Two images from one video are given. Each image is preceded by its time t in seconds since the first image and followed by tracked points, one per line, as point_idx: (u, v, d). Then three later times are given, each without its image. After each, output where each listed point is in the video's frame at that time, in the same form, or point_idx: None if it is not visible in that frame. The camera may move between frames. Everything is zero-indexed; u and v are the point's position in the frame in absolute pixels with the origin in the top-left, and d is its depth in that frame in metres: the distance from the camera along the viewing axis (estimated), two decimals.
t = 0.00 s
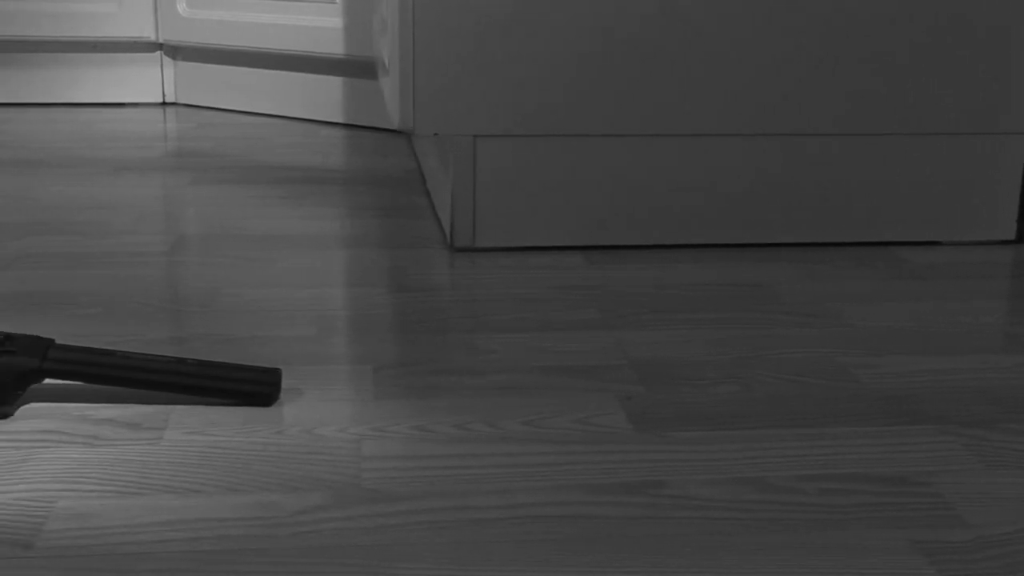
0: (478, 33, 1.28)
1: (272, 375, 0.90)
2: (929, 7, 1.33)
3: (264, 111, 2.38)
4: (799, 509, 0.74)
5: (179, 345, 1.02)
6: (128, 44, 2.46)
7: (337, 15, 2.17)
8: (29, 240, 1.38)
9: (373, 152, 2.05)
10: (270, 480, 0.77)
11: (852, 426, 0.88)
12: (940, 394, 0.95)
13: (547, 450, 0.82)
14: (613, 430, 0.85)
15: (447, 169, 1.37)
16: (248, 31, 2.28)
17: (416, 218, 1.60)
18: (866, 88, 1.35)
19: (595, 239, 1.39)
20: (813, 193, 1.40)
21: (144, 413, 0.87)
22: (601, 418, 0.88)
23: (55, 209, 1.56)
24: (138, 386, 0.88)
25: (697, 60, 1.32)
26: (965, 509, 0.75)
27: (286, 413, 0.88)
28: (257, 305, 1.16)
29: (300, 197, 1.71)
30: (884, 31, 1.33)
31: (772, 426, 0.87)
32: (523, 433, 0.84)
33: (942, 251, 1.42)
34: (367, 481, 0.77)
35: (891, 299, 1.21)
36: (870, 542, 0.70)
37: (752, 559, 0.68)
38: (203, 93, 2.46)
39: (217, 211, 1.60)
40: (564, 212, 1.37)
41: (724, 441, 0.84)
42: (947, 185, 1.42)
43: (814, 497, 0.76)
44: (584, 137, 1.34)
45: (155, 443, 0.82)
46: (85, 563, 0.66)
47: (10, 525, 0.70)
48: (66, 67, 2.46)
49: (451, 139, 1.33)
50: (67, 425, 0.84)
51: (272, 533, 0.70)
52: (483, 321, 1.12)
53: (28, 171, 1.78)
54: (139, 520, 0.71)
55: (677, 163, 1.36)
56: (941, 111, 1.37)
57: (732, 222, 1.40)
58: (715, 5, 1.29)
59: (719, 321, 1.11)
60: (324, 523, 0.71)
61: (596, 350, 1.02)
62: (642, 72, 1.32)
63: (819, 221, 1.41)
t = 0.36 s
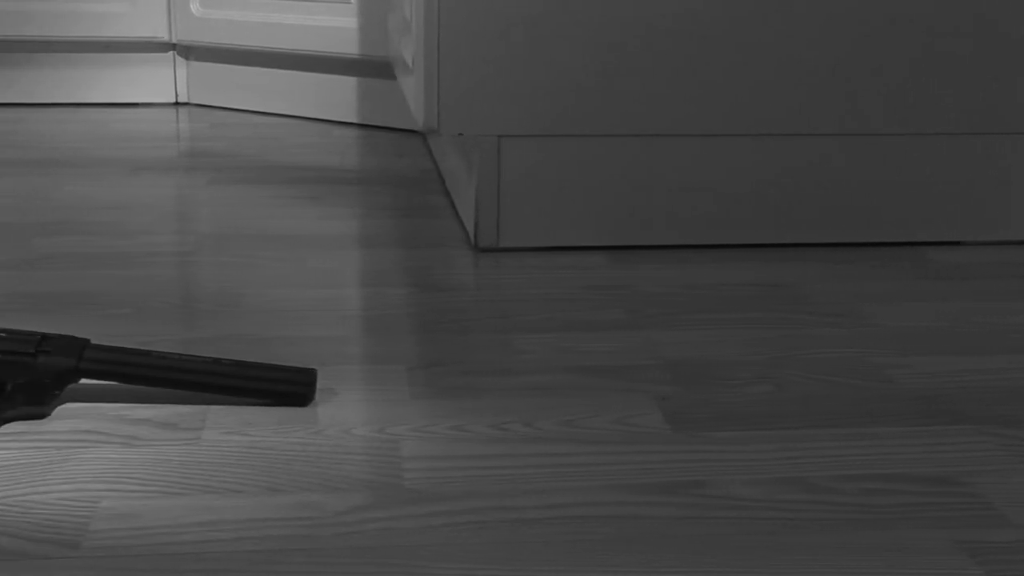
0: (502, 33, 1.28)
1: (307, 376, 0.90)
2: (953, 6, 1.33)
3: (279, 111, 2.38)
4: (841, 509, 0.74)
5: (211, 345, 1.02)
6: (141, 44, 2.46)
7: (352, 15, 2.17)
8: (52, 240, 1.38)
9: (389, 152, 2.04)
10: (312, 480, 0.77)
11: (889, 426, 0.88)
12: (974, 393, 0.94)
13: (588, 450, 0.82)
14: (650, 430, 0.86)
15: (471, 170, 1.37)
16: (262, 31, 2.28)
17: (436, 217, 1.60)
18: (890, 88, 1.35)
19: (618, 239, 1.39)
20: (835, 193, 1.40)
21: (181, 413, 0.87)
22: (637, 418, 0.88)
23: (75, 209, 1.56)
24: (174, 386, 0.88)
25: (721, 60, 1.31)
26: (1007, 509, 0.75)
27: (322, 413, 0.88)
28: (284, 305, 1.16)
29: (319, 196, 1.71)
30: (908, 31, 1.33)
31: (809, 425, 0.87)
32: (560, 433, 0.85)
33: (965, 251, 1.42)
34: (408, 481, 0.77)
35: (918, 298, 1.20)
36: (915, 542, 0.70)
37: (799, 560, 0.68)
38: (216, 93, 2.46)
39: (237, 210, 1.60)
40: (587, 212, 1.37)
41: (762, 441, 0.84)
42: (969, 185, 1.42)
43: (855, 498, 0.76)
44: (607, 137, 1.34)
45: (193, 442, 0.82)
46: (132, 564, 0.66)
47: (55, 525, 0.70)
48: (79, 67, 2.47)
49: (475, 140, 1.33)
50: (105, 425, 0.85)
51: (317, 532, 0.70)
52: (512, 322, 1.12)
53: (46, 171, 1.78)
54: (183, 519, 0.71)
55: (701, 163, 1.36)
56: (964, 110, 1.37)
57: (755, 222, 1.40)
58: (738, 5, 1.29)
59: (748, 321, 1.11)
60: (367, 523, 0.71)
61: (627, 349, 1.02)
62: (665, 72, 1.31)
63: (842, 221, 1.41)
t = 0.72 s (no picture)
0: (528, 33, 1.28)
1: (343, 375, 0.90)
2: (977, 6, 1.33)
3: (295, 111, 2.38)
4: (885, 509, 0.74)
5: (243, 345, 1.02)
6: (154, 44, 2.47)
7: (367, 15, 2.17)
8: (74, 240, 1.37)
9: (405, 151, 2.04)
10: (354, 480, 0.77)
11: (925, 425, 0.88)
12: (1008, 393, 0.94)
13: (629, 450, 0.82)
14: (687, 429, 0.86)
15: (495, 170, 1.37)
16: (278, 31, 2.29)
17: (456, 217, 1.60)
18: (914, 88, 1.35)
19: (642, 239, 1.39)
20: (858, 193, 1.40)
21: (218, 413, 0.87)
22: (674, 418, 0.88)
23: (95, 208, 1.56)
24: (211, 386, 0.88)
25: (745, 60, 1.32)
26: None
27: (359, 413, 0.88)
28: (311, 305, 1.16)
29: (337, 195, 1.71)
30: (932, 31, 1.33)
31: (846, 425, 0.87)
32: (599, 433, 0.85)
33: (987, 251, 1.42)
34: (449, 481, 0.76)
35: (945, 298, 1.21)
36: (963, 542, 0.70)
37: (847, 559, 0.68)
38: (231, 93, 2.47)
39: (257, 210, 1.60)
40: (611, 212, 1.37)
41: (800, 441, 0.84)
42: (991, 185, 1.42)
43: (897, 498, 0.76)
44: (631, 137, 1.34)
45: (232, 442, 0.82)
46: (182, 563, 0.66)
47: (102, 525, 0.70)
48: (92, 67, 2.47)
49: (500, 140, 1.33)
50: (143, 426, 0.85)
51: (363, 532, 0.70)
52: (541, 322, 1.11)
53: (63, 170, 1.78)
54: (229, 520, 0.71)
55: (725, 163, 1.37)
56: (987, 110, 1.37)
57: (778, 222, 1.40)
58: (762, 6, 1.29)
59: (776, 321, 1.11)
60: (413, 523, 0.71)
61: (659, 349, 1.02)
62: (689, 73, 1.32)
63: (864, 220, 1.42)
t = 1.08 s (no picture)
0: (552, 33, 1.28)
1: (378, 375, 0.90)
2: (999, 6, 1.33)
3: (307, 111, 2.38)
4: (929, 509, 0.74)
5: (274, 345, 1.02)
6: (166, 44, 2.47)
7: (382, 15, 2.17)
8: (98, 240, 1.38)
9: (421, 151, 2.04)
10: (395, 480, 0.77)
11: (963, 426, 0.88)
12: None
13: (668, 450, 0.82)
14: (724, 430, 0.86)
15: (518, 170, 1.37)
16: (291, 30, 2.29)
17: (477, 217, 1.60)
18: (936, 88, 1.35)
19: (665, 239, 1.39)
20: (881, 193, 1.40)
21: (254, 413, 0.87)
22: (710, 418, 0.88)
23: (116, 208, 1.56)
24: (245, 386, 0.88)
25: (769, 60, 1.32)
26: None
27: (395, 413, 0.88)
28: (339, 305, 1.16)
29: (355, 195, 1.71)
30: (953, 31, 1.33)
31: (882, 425, 0.87)
32: (636, 433, 0.85)
33: (1010, 251, 1.42)
34: (491, 481, 0.76)
35: (972, 298, 1.20)
36: (1010, 542, 0.70)
37: (896, 559, 0.67)
38: (243, 93, 2.47)
39: (277, 210, 1.60)
40: (634, 213, 1.37)
41: (838, 441, 0.84)
42: (1013, 185, 1.42)
43: (939, 498, 0.76)
44: (655, 137, 1.34)
45: (270, 442, 0.82)
46: (230, 564, 0.66)
47: (147, 525, 0.70)
48: (105, 67, 2.47)
49: (523, 141, 1.33)
50: (180, 426, 0.85)
51: (410, 533, 0.70)
52: (570, 322, 1.11)
53: (81, 171, 1.78)
54: (274, 520, 0.71)
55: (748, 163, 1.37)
56: (1008, 110, 1.38)
57: (801, 221, 1.40)
58: (786, 6, 1.30)
59: (805, 321, 1.11)
60: (458, 523, 0.71)
61: (690, 350, 1.02)
62: (713, 73, 1.32)
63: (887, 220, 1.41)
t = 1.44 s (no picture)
0: (582, 34, 1.27)
1: (417, 375, 0.90)
2: None
3: (321, 111, 2.38)
4: (976, 510, 0.74)
5: (308, 345, 1.02)
6: (180, 44, 2.47)
7: (398, 15, 2.17)
8: (123, 240, 1.38)
9: (437, 151, 2.04)
10: (441, 480, 0.77)
11: (1003, 426, 0.88)
12: None
13: (705, 451, 0.82)
14: (764, 430, 0.86)
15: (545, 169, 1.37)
16: (306, 30, 2.29)
17: (499, 216, 1.60)
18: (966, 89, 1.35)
19: (691, 239, 1.39)
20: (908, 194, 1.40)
21: (294, 413, 0.87)
22: (750, 418, 0.88)
23: (139, 208, 1.56)
24: (286, 386, 0.88)
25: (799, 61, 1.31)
26: None
27: (435, 413, 0.88)
28: (369, 306, 1.16)
29: (376, 195, 1.71)
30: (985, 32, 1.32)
31: (922, 426, 0.87)
32: (677, 433, 0.85)
33: None
34: (537, 481, 0.76)
35: (1002, 299, 1.20)
36: None
37: (948, 560, 0.67)
38: (257, 93, 2.47)
39: (298, 210, 1.60)
40: (661, 212, 1.37)
41: (880, 441, 0.84)
42: None
43: (985, 498, 0.75)
44: (682, 137, 1.34)
45: (313, 442, 0.82)
46: (283, 563, 0.66)
47: (196, 525, 0.70)
48: (120, 67, 2.47)
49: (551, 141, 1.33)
50: (222, 426, 0.85)
51: (459, 534, 0.69)
52: (602, 323, 1.11)
53: (101, 170, 1.78)
54: (322, 521, 0.71)
55: (775, 163, 1.36)
56: None
57: (827, 221, 1.40)
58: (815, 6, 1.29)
59: (837, 321, 1.11)
60: (508, 524, 0.71)
61: (725, 350, 1.02)
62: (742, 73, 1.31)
63: (914, 220, 1.41)
